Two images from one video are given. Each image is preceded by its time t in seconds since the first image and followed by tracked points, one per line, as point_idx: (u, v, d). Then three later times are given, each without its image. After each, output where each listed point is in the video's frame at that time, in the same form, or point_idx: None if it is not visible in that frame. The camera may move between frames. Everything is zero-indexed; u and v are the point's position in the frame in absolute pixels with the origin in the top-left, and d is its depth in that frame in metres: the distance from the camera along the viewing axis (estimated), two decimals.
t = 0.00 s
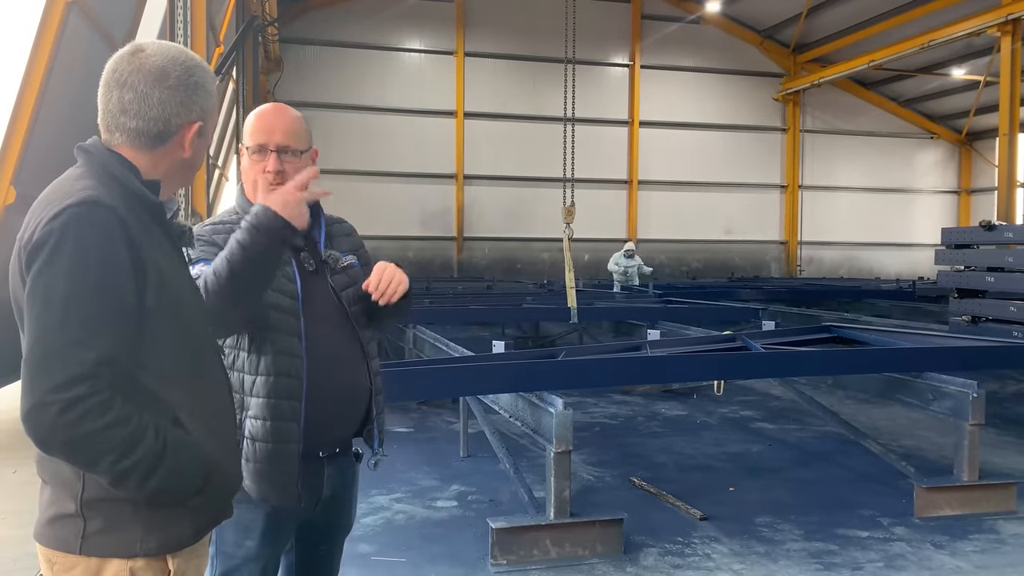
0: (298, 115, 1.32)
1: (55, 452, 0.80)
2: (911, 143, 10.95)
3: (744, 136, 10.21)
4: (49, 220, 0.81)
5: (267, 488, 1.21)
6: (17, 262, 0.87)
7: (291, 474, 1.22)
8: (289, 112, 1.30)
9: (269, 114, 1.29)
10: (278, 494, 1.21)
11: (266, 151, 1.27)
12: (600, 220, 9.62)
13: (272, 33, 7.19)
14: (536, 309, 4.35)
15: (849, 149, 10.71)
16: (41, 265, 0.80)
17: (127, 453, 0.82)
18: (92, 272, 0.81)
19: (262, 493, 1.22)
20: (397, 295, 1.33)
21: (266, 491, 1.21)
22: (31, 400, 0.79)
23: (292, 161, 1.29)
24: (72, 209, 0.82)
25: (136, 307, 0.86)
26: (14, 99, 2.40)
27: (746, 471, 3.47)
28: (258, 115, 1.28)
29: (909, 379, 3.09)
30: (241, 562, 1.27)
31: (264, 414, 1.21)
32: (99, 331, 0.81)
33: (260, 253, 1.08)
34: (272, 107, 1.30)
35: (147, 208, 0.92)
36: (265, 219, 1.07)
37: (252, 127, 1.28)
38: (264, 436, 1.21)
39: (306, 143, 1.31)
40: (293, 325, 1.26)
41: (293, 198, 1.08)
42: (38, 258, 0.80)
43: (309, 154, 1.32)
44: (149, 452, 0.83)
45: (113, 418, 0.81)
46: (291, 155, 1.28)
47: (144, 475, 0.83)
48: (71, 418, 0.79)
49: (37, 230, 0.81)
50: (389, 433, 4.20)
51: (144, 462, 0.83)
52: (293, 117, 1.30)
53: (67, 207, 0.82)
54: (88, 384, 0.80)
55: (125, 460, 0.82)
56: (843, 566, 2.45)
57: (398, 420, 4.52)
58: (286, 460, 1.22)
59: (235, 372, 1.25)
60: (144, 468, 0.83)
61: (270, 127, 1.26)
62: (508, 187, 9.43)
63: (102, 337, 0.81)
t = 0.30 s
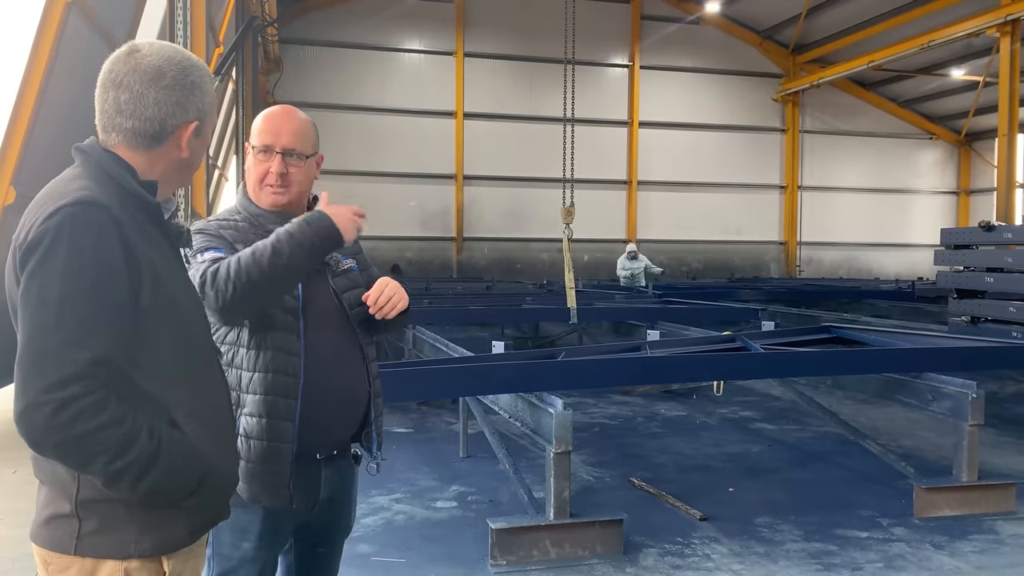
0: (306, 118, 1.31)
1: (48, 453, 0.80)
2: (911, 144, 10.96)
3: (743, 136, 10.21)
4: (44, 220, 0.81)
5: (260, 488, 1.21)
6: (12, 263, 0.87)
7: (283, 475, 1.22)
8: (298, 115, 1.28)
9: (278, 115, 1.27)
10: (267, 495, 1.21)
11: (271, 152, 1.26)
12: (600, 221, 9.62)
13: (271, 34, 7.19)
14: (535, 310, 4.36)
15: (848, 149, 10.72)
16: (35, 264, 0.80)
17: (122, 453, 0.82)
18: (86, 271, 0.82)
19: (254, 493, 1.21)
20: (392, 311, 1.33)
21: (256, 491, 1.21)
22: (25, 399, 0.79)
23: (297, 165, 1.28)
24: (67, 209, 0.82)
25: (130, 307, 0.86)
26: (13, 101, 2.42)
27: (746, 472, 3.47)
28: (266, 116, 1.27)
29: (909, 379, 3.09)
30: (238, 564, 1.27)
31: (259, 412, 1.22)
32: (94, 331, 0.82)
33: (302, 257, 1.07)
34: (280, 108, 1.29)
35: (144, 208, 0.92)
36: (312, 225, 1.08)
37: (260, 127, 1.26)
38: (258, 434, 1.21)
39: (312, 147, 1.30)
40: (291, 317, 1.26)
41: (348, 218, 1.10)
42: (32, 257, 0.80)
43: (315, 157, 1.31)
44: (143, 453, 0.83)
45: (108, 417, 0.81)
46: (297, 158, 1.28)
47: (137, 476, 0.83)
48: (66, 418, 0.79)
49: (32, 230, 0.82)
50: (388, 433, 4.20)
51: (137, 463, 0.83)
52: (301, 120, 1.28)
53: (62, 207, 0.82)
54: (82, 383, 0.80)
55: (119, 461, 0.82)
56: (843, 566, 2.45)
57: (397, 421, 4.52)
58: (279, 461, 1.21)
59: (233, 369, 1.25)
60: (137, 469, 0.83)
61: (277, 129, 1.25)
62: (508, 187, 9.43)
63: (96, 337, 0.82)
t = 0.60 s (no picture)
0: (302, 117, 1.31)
1: (40, 452, 0.80)
2: (910, 144, 10.96)
3: (743, 137, 10.22)
4: (40, 218, 0.82)
5: (284, 480, 1.18)
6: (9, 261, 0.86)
7: (306, 468, 1.20)
8: (303, 116, 1.28)
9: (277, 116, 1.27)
10: (292, 488, 1.19)
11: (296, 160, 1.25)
12: (600, 221, 9.63)
13: (271, 34, 7.20)
14: (535, 310, 4.36)
15: (848, 150, 10.72)
16: (30, 261, 0.80)
17: (114, 453, 0.82)
18: (81, 269, 0.82)
19: (277, 487, 1.18)
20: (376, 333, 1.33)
21: (280, 486, 1.18)
22: (18, 397, 0.78)
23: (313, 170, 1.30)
24: (63, 207, 0.82)
25: (125, 306, 0.86)
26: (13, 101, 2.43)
27: (746, 472, 3.47)
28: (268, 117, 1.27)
29: (908, 379, 3.09)
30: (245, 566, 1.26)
31: (287, 404, 1.17)
32: (88, 330, 0.82)
33: (367, 273, 1.04)
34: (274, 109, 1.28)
35: (142, 209, 0.92)
36: (383, 243, 1.04)
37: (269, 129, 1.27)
38: (285, 426, 1.17)
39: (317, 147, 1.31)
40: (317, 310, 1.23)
41: (415, 227, 1.05)
42: (28, 255, 0.80)
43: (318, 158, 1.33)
44: (135, 453, 0.83)
45: (100, 416, 0.81)
46: (312, 162, 1.29)
47: (129, 477, 0.83)
48: (59, 416, 0.79)
49: (27, 228, 0.82)
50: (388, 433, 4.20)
51: (130, 462, 0.83)
52: (306, 121, 1.29)
53: (57, 206, 0.82)
54: (75, 380, 0.80)
55: (111, 460, 0.82)
56: (843, 566, 2.45)
57: (397, 421, 4.52)
58: (303, 454, 1.19)
59: (254, 362, 1.20)
60: (129, 469, 0.83)
61: (299, 136, 1.25)
62: (507, 187, 9.43)
63: (89, 335, 0.82)
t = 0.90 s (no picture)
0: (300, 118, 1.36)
1: (38, 450, 0.80)
2: (910, 144, 10.97)
3: (743, 137, 10.22)
4: (42, 217, 0.82)
5: (314, 483, 1.20)
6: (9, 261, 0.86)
7: (333, 468, 1.22)
8: (292, 112, 1.33)
9: (271, 115, 1.32)
10: (320, 488, 1.21)
11: (271, 148, 1.29)
12: (600, 221, 9.63)
13: (271, 34, 7.20)
14: (535, 309, 4.36)
15: (848, 150, 10.72)
16: (33, 260, 0.80)
17: (113, 455, 0.82)
18: (83, 269, 0.82)
19: (307, 487, 1.20)
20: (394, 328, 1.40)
21: (310, 485, 1.20)
22: (18, 397, 0.78)
23: (294, 160, 1.31)
24: (66, 207, 0.82)
25: (126, 307, 0.86)
26: (14, 101, 2.43)
27: (746, 472, 3.48)
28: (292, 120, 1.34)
29: (909, 379, 3.09)
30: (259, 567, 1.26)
31: (310, 407, 1.20)
32: (89, 329, 0.82)
33: (369, 292, 1.07)
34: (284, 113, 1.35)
35: (144, 209, 0.92)
36: (384, 264, 1.07)
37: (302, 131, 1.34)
38: (312, 429, 1.19)
39: (307, 142, 1.34)
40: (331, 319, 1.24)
41: (415, 249, 1.08)
42: (30, 254, 0.81)
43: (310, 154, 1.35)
44: (134, 452, 0.83)
45: (99, 416, 0.81)
46: (294, 153, 1.31)
47: (128, 476, 0.83)
48: (59, 416, 0.79)
49: (29, 228, 0.82)
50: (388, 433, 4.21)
51: (128, 462, 0.83)
52: (295, 117, 1.32)
53: (60, 206, 0.82)
54: (75, 379, 0.80)
55: (109, 460, 0.82)
56: (843, 566, 2.45)
57: (397, 421, 4.53)
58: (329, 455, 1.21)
59: (269, 368, 1.21)
60: (128, 469, 0.83)
61: (276, 125, 1.30)
62: (507, 187, 9.43)
63: (89, 335, 0.82)
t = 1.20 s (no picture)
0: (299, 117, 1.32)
1: (39, 450, 0.80)
2: (911, 144, 10.96)
3: (743, 137, 10.21)
4: (42, 217, 0.82)
5: (303, 486, 1.19)
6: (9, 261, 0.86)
7: (323, 469, 1.22)
8: (297, 114, 1.29)
9: (279, 117, 1.27)
10: (311, 490, 1.20)
11: (295, 157, 1.26)
12: (601, 221, 9.63)
13: (272, 34, 7.20)
14: (536, 309, 4.36)
15: (848, 150, 10.72)
16: (32, 260, 0.80)
17: (113, 455, 0.82)
18: (82, 269, 0.82)
19: (297, 490, 1.20)
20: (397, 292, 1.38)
21: (301, 488, 1.19)
22: (17, 398, 0.79)
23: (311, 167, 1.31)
24: (65, 207, 0.82)
25: (125, 307, 0.86)
26: (14, 101, 2.43)
27: (746, 472, 3.48)
28: (292, 121, 1.27)
29: (909, 379, 3.09)
30: (253, 566, 1.26)
31: (295, 411, 1.20)
32: (88, 328, 0.82)
33: (334, 286, 1.11)
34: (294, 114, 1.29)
35: (144, 209, 0.92)
36: (352, 256, 1.12)
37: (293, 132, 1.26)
38: (297, 433, 1.19)
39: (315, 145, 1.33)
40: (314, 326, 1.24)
41: (382, 244, 1.15)
42: (29, 254, 0.81)
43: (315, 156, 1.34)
44: (135, 453, 0.83)
45: (100, 416, 0.81)
46: (309, 159, 1.30)
47: (128, 477, 0.83)
48: (59, 416, 0.79)
49: (29, 228, 0.82)
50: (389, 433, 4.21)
51: (129, 463, 0.83)
52: (302, 120, 1.30)
53: (59, 205, 0.82)
54: (75, 380, 0.80)
55: (110, 461, 0.82)
56: (843, 566, 2.45)
57: (398, 421, 4.53)
58: (317, 457, 1.21)
59: (254, 372, 1.22)
60: (128, 469, 0.83)
61: (297, 134, 1.26)
62: (507, 187, 9.43)
63: (89, 335, 0.82)
